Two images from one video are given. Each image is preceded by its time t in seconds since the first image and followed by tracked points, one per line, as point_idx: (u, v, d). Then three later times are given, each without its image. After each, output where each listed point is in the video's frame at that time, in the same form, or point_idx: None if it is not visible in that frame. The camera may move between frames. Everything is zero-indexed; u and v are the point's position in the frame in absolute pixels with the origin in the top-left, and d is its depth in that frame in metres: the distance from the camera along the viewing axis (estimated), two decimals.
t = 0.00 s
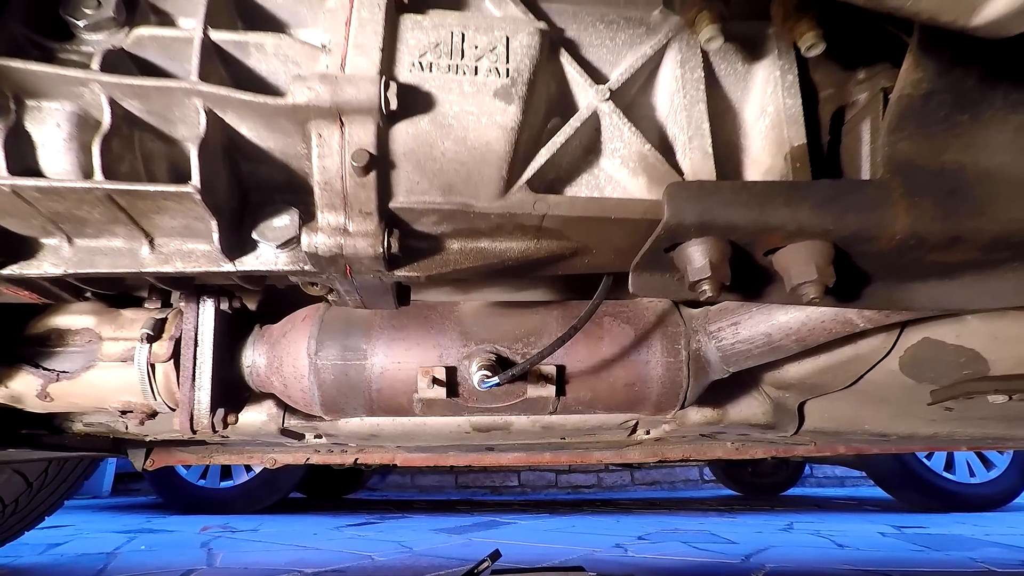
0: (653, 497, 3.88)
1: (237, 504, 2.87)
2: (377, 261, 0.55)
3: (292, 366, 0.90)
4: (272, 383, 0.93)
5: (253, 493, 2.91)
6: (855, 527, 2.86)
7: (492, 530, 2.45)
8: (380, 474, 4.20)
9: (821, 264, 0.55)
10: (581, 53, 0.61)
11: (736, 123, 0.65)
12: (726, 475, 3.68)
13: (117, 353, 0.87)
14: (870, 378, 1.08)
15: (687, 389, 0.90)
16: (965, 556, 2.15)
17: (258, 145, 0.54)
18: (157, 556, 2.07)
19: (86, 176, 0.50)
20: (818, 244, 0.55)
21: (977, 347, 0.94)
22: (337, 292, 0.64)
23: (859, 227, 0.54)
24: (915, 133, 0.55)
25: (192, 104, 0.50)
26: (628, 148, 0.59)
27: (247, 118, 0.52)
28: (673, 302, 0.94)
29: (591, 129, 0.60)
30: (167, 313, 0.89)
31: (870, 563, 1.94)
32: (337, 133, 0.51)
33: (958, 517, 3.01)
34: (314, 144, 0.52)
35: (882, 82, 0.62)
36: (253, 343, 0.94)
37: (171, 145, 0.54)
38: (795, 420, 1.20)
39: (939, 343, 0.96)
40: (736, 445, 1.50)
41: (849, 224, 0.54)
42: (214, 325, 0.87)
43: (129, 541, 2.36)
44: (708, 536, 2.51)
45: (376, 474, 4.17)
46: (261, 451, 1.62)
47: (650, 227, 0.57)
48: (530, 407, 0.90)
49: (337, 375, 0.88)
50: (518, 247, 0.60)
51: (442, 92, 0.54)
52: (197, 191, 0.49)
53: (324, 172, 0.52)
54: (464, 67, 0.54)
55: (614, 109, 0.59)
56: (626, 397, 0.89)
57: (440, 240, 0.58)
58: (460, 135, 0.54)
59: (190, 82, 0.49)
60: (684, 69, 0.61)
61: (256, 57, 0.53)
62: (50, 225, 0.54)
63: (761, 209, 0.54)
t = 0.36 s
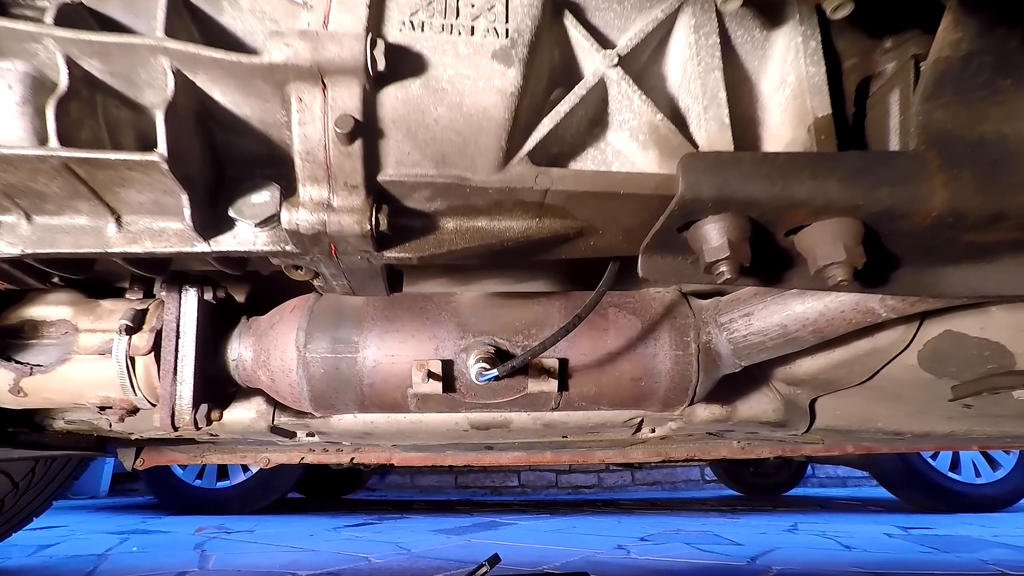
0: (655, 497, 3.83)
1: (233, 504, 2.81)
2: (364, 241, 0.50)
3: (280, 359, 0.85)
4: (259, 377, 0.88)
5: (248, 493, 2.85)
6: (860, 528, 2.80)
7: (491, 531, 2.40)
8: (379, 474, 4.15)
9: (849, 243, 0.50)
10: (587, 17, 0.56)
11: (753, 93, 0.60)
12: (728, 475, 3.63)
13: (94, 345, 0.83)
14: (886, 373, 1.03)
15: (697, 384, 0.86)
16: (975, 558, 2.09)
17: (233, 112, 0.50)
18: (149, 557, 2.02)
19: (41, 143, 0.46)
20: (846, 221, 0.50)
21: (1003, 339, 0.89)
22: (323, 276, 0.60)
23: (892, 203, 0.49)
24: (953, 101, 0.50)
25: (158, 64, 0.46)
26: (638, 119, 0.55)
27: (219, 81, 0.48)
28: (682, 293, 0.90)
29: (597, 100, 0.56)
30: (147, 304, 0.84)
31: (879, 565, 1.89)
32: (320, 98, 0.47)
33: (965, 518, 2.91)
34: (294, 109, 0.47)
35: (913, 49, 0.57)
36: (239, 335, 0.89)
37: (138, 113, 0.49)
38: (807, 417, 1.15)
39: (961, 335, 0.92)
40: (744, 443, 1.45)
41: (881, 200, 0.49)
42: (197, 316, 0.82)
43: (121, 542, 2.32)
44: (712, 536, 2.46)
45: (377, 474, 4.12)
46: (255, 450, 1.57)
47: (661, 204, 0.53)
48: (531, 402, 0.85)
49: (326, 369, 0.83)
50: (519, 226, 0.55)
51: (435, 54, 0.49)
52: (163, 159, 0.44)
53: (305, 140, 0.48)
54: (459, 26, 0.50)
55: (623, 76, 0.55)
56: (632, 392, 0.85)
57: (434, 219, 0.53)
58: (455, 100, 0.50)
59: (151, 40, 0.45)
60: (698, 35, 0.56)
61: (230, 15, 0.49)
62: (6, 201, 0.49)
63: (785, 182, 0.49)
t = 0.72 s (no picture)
0: (657, 497, 3.79)
1: (230, 504, 2.76)
2: (351, 219, 0.46)
3: (268, 353, 0.81)
4: (246, 372, 0.84)
5: (247, 493, 2.81)
6: (865, 529, 2.76)
7: (490, 531, 2.36)
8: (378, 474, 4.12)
9: (878, 223, 0.46)
10: None
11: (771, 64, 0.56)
12: (730, 476, 3.59)
13: (73, 338, 0.79)
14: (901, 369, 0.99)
15: (705, 379, 0.81)
16: (985, 559, 2.05)
17: (208, 77, 0.46)
18: (141, 559, 1.98)
19: None
20: (874, 198, 0.46)
21: None
22: (310, 261, 0.56)
23: (925, 178, 0.45)
24: (990, 68, 0.46)
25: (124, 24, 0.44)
26: (648, 90, 0.51)
27: (192, 41, 0.45)
28: (689, 284, 0.85)
29: (603, 70, 0.52)
30: (129, 296, 0.80)
31: (887, 567, 1.85)
32: (301, 60, 0.43)
33: (972, 520, 2.85)
34: (274, 73, 0.44)
35: (943, 16, 0.53)
36: (226, 327, 0.85)
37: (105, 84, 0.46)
38: (817, 415, 1.11)
39: (981, 328, 0.88)
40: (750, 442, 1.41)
41: (914, 174, 0.45)
42: (180, 307, 0.78)
43: (115, 543, 2.28)
44: (715, 537, 2.42)
45: (376, 475, 4.08)
46: (249, 449, 1.54)
47: (674, 181, 0.48)
48: (531, 398, 0.81)
49: (317, 362, 0.79)
50: (518, 205, 0.51)
51: (427, 15, 0.46)
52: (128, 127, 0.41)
53: (286, 107, 0.44)
54: None
55: (631, 42, 0.50)
56: (637, 388, 0.81)
57: (427, 196, 0.49)
58: (448, 65, 0.46)
59: None
60: (711, 0, 0.52)
61: None
62: None
63: (810, 154, 0.45)
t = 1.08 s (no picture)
0: (658, 497, 3.75)
1: (227, 505, 2.72)
2: (335, 191, 0.42)
3: (255, 346, 0.77)
4: (232, 367, 0.80)
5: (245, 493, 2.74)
6: (870, 530, 2.71)
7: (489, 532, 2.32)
8: (377, 474, 4.08)
9: (915, 196, 0.42)
10: None
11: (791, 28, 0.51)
12: (732, 476, 3.54)
13: (46, 330, 0.74)
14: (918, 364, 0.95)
15: (717, 374, 0.77)
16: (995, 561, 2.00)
17: (176, 35, 0.42)
18: (133, 561, 1.94)
19: None
20: (910, 169, 0.42)
21: None
22: (293, 242, 0.51)
23: (967, 147, 0.41)
24: None
25: None
26: (661, 53, 0.46)
27: None
28: (698, 274, 0.81)
29: (612, 33, 0.47)
30: (108, 285, 0.76)
31: (896, 570, 1.80)
32: (277, 12, 0.39)
33: (979, 521, 2.80)
34: (247, 27, 0.40)
35: None
36: (211, 319, 0.81)
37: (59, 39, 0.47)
38: (829, 413, 1.07)
39: (1006, 320, 0.84)
40: (757, 441, 1.37)
41: (955, 143, 0.41)
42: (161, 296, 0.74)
43: (107, 544, 2.24)
44: (719, 538, 2.38)
45: (375, 474, 4.05)
46: (242, 448, 1.50)
47: (689, 151, 0.44)
48: (533, 394, 0.77)
49: (305, 356, 0.75)
50: (519, 179, 0.47)
51: None
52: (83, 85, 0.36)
53: (261, 65, 0.40)
54: None
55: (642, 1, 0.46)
56: (644, 382, 0.76)
57: (418, 168, 0.45)
58: (440, 20, 0.42)
59: None
60: None
61: None
62: None
63: (841, 119, 0.40)
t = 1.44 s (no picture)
0: (659, 497, 3.71)
1: (223, 505, 2.67)
2: (315, 158, 0.38)
3: (239, 337, 0.73)
4: (216, 360, 0.76)
5: (241, 493, 2.71)
6: (875, 531, 2.67)
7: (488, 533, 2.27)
8: (376, 474, 4.04)
9: (961, 163, 0.37)
10: None
11: None
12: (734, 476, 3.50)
13: (18, 321, 0.70)
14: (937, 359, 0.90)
15: (729, 368, 0.73)
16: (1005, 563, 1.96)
17: None
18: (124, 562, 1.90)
19: None
20: (954, 133, 0.38)
21: None
22: (273, 220, 0.47)
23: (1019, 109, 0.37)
24: None
25: None
26: (675, 11, 0.42)
27: None
28: (708, 262, 0.77)
29: None
30: (84, 274, 0.72)
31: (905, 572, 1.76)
32: None
33: (985, 521, 2.75)
34: None
35: None
36: (193, 310, 0.77)
37: None
38: (842, 410, 1.03)
39: None
40: (765, 439, 1.33)
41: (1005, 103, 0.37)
42: (139, 285, 0.70)
43: (99, 545, 2.20)
44: (722, 539, 2.34)
45: (374, 474, 4.00)
46: (235, 447, 1.45)
47: (707, 116, 0.40)
48: (534, 388, 0.73)
49: (293, 348, 0.71)
50: (519, 148, 0.42)
51: None
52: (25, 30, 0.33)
53: (230, 14, 0.35)
54: None
55: None
56: (652, 376, 0.72)
57: (408, 134, 0.41)
58: None
59: None
60: None
61: None
62: None
63: (881, 76, 0.36)
